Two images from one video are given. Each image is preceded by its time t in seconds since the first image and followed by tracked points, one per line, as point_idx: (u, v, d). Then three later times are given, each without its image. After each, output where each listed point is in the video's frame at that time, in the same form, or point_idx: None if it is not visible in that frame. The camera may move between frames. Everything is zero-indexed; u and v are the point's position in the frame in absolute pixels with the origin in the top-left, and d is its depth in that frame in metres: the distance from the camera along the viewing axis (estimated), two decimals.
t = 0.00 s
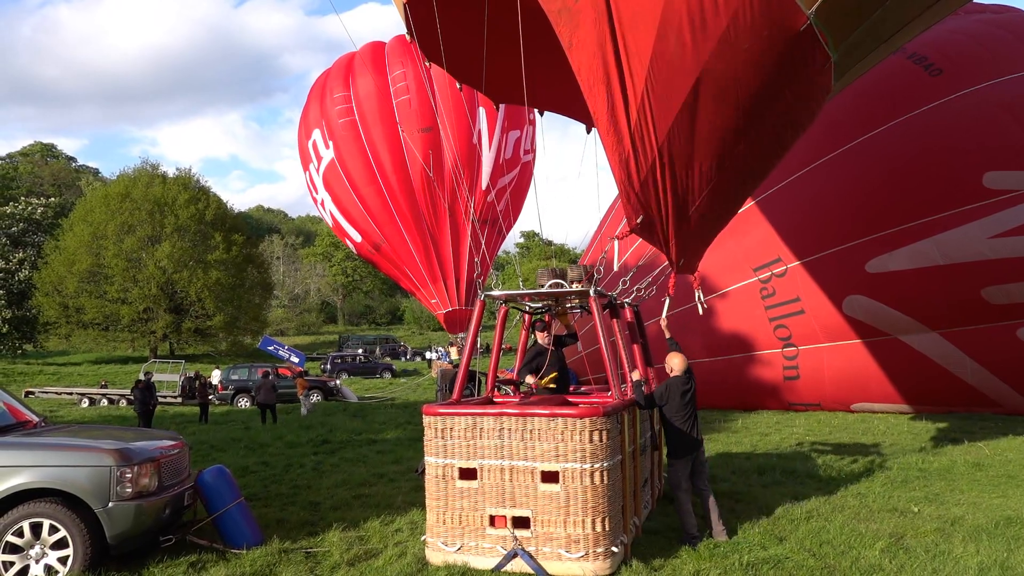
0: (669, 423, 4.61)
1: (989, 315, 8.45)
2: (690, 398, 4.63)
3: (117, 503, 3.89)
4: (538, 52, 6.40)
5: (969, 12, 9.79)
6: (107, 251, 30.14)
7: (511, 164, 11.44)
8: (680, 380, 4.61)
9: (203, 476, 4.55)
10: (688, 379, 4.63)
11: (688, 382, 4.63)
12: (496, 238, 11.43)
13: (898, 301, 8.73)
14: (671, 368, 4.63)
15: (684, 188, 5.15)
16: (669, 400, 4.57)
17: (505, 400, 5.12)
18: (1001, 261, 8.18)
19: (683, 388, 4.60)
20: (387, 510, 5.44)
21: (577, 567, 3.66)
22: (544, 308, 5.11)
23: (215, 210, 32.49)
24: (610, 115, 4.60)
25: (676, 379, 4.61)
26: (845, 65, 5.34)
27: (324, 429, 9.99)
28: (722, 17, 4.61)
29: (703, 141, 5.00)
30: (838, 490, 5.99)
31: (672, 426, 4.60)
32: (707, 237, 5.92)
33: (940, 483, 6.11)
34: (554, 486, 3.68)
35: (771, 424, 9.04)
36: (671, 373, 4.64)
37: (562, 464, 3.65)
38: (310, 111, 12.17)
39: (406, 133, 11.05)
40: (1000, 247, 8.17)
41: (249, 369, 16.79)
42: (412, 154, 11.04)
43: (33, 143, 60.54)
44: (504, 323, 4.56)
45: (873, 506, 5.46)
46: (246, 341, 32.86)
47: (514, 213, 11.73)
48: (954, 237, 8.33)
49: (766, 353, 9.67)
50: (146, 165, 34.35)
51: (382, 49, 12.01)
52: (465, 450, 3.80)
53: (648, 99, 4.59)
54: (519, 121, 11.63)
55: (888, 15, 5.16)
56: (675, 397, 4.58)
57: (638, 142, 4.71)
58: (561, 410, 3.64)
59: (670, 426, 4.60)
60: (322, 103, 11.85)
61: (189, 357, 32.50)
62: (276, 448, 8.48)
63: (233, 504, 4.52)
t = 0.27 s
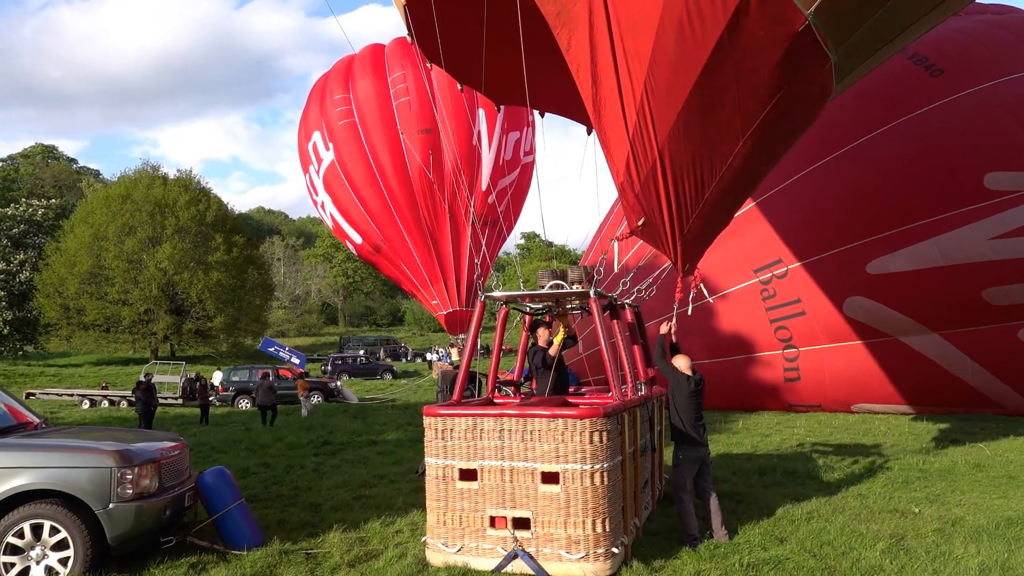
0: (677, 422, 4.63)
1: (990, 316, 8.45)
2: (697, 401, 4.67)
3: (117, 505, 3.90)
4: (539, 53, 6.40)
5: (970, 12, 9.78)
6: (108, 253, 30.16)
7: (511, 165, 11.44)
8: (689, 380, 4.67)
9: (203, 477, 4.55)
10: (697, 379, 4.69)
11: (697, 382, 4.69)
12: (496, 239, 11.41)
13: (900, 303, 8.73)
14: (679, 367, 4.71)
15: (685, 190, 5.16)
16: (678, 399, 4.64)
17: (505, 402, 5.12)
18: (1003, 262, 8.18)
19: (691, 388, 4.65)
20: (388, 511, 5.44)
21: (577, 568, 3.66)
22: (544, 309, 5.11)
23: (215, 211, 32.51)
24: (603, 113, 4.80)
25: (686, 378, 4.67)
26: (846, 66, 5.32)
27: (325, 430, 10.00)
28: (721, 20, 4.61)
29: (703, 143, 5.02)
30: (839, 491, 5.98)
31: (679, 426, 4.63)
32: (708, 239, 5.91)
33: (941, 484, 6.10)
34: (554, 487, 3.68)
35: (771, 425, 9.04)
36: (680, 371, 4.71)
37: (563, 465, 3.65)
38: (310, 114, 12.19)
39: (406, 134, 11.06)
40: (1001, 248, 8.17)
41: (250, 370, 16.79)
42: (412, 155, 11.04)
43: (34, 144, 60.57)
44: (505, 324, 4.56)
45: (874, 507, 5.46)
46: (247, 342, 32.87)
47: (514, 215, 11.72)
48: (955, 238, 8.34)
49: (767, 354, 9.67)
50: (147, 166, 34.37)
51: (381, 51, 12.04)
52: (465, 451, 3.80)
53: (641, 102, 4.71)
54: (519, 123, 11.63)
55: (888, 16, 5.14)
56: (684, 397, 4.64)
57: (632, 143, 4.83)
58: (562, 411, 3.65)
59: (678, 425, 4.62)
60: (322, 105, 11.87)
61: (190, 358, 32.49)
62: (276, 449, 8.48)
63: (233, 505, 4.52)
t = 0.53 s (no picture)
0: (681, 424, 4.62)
1: (991, 318, 8.46)
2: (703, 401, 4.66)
3: (118, 505, 3.90)
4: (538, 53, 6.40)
5: (971, 12, 9.78)
6: (109, 254, 30.16)
7: (510, 166, 11.47)
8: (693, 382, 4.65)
9: (204, 477, 4.55)
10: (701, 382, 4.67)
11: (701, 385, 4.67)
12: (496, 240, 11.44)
13: (900, 304, 8.74)
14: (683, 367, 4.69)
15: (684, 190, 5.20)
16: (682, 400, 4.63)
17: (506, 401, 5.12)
18: (1003, 263, 8.19)
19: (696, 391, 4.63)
20: (388, 511, 5.44)
21: (577, 568, 3.66)
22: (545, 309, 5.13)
23: (216, 212, 32.54)
24: (603, 116, 4.78)
25: (689, 380, 4.65)
26: (848, 65, 5.31)
27: (325, 431, 10.00)
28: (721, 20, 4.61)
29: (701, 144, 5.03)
30: (839, 491, 5.98)
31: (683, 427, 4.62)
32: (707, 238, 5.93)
33: (941, 485, 6.10)
34: (555, 487, 3.69)
35: (772, 425, 9.04)
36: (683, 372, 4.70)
37: (564, 466, 3.65)
38: (310, 115, 12.20)
39: (406, 135, 11.07)
40: (1001, 249, 8.18)
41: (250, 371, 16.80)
42: (412, 156, 11.05)
43: (35, 145, 60.60)
44: (507, 325, 4.56)
45: (874, 507, 5.45)
46: (247, 343, 32.90)
47: (514, 215, 11.74)
48: (956, 239, 8.34)
49: (768, 356, 9.67)
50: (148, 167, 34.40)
51: (381, 53, 12.07)
52: (467, 451, 3.80)
53: (642, 104, 4.71)
54: (518, 124, 11.66)
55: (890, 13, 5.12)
56: (689, 399, 4.62)
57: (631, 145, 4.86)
58: (563, 412, 3.65)
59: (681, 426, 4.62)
60: (322, 107, 11.89)
61: (190, 359, 32.50)
62: (277, 450, 8.49)
63: (234, 505, 4.53)
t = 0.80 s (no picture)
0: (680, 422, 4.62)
1: (992, 318, 8.45)
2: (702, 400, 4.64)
3: (118, 505, 3.90)
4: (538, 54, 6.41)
5: (970, 11, 9.78)
6: (109, 254, 30.16)
7: (510, 167, 11.48)
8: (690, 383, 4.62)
9: (204, 477, 4.55)
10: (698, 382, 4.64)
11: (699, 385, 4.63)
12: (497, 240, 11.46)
13: (901, 304, 8.73)
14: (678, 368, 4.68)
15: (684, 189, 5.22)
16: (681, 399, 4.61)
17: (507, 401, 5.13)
18: (1004, 263, 8.19)
19: (693, 390, 4.60)
20: (388, 511, 5.44)
21: (578, 568, 3.66)
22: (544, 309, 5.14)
23: (217, 212, 32.56)
24: (602, 115, 4.79)
25: (686, 380, 4.63)
26: (847, 60, 5.32)
27: (326, 431, 10.00)
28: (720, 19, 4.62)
29: (700, 144, 5.04)
30: (840, 491, 5.98)
31: (681, 426, 4.62)
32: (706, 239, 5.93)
33: (942, 484, 6.10)
34: (556, 487, 3.69)
35: (772, 425, 9.04)
36: (680, 371, 4.68)
37: (565, 465, 3.65)
38: (310, 117, 12.21)
39: (406, 135, 11.08)
40: (1003, 250, 8.18)
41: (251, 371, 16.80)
42: (413, 156, 11.05)
43: (36, 145, 60.66)
44: (509, 324, 4.56)
45: (875, 507, 5.46)
46: (248, 343, 32.90)
47: (514, 216, 11.75)
48: (957, 239, 8.33)
49: (769, 356, 9.67)
50: (148, 168, 34.40)
51: (380, 54, 12.08)
52: (468, 450, 3.81)
53: (642, 104, 4.71)
54: (518, 124, 11.67)
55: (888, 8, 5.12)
56: (687, 398, 4.60)
57: (630, 144, 4.87)
58: (564, 411, 3.65)
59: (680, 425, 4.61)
60: (322, 108, 11.90)
61: (191, 359, 32.53)
62: (278, 450, 8.49)
63: (235, 505, 4.53)
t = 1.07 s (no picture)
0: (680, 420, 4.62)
1: (995, 317, 8.43)
2: (699, 394, 4.65)
3: (122, 503, 3.91)
4: (538, 53, 6.41)
5: (973, 8, 9.76)
6: (111, 253, 30.18)
7: (511, 165, 11.48)
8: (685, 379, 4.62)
9: (207, 475, 4.56)
10: (695, 378, 4.64)
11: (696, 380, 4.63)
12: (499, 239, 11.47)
13: (904, 303, 8.71)
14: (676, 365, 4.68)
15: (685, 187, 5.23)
16: (679, 395, 4.63)
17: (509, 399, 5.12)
18: (1008, 262, 8.17)
19: (689, 386, 4.60)
20: (390, 509, 5.45)
21: (580, 566, 3.66)
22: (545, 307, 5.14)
23: (219, 211, 32.58)
24: (602, 113, 4.79)
25: (682, 376, 4.63)
26: (847, 55, 5.24)
27: (328, 429, 10.00)
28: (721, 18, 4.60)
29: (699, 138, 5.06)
30: (842, 489, 5.98)
31: (681, 423, 4.62)
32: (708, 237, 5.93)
33: (944, 482, 6.09)
34: (558, 485, 3.69)
35: (774, 423, 9.04)
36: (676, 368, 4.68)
37: (567, 463, 3.65)
38: (311, 116, 12.21)
39: (408, 134, 11.08)
40: (1006, 248, 8.15)
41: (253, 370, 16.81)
42: (414, 154, 11.05)
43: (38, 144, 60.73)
44: (511, 322, 4.55)
45: (877, 505, 5.45)
46: (250, 342, 32.93)
47: (516, 214, 11.75)
48: (960, 238, 8.31)
49: (771, 355, 9.66)
50: (150, 167, 34.41)
51: (381, 53, 12.08)
52: (470, 448, 3.81)
53: (641, 103, 4.70)
54: (519, 123, 11.68)
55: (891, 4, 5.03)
56: (684, 394, 4.61)
57: (629, 142, 4.86)
58: (566, 409, 3.65)
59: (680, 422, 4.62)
60: (323, 107, 11.89)
61: (193, 358, 32.56)
62: (280, 448, 8.50)
63: (238, 503, 4.53)
